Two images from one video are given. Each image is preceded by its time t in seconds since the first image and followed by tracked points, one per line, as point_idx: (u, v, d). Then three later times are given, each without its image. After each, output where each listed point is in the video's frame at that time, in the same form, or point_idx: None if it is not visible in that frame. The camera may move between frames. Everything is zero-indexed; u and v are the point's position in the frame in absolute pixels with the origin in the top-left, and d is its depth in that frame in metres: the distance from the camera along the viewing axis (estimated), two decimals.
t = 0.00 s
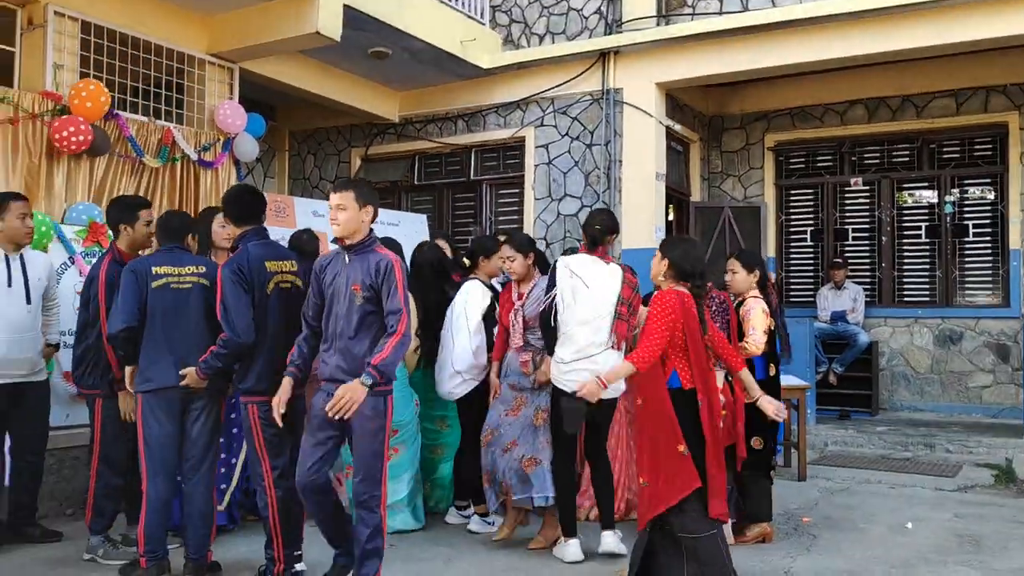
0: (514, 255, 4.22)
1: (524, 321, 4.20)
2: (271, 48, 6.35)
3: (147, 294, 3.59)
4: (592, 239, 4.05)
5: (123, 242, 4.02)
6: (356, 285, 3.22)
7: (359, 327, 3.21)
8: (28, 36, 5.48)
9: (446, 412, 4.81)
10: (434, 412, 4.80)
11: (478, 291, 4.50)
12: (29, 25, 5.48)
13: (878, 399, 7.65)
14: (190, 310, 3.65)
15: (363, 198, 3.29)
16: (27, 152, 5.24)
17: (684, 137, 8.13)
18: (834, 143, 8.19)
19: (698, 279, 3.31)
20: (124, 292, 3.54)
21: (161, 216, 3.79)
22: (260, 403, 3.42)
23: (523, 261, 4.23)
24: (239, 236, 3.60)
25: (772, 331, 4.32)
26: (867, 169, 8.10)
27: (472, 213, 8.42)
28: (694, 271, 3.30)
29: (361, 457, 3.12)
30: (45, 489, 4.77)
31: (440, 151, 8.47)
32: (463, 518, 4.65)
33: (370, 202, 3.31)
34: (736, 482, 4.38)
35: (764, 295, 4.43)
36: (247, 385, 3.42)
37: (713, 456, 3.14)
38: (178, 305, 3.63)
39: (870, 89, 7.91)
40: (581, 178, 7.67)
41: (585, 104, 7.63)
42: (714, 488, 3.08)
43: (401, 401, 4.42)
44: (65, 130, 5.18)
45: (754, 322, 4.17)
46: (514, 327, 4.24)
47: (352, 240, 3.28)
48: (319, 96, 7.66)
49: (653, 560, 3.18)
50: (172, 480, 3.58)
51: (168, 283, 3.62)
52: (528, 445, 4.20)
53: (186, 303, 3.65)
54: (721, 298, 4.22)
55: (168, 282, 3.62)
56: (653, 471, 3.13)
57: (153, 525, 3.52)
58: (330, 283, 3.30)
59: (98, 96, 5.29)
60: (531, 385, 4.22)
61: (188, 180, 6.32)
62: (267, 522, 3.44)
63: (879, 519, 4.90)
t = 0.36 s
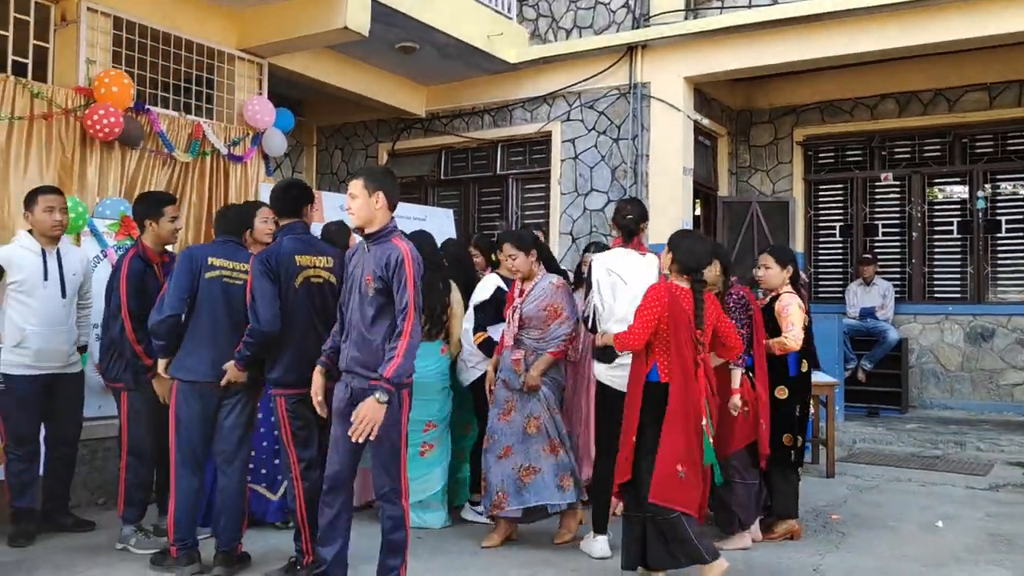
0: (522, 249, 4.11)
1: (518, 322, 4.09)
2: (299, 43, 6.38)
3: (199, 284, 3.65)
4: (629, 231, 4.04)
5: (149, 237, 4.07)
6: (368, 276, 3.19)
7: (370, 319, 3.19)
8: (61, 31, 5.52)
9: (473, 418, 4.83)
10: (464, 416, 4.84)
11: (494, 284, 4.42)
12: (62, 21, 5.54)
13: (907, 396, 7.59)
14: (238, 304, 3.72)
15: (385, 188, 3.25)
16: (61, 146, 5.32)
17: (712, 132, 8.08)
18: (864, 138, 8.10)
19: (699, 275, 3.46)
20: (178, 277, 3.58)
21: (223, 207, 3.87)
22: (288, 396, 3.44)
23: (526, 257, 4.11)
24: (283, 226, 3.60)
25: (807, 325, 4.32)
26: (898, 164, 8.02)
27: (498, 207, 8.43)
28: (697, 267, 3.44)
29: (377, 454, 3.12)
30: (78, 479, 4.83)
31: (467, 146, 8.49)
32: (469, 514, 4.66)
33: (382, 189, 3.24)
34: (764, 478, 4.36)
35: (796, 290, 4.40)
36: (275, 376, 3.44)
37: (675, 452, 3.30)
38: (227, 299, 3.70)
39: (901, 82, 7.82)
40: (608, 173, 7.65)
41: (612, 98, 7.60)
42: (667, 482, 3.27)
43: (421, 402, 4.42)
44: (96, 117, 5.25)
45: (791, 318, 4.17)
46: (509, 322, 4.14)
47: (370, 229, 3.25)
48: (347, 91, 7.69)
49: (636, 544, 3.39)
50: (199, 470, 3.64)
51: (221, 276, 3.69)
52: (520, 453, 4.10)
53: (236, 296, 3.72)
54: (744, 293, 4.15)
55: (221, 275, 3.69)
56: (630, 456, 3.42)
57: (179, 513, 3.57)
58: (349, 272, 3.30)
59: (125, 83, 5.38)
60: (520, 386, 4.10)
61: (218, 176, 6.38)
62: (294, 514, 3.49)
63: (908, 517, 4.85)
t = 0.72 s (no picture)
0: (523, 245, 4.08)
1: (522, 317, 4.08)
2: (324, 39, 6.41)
3: (225, 282, 3.67)
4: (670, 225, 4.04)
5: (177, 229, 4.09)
6: (364, 270, 3.16)
7: (369, 313, 3.14)
8: (90, 28, 5.57)
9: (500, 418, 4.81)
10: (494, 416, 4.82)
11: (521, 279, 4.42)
12: (91, 18, 5.57)
13: (934, 393, 7.52)
14: (263, 301, 3.70)
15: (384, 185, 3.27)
16: (90, 143, 5.38)
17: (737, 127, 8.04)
18: (891, 133, 8.03)
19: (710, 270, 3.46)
20: (202, 277, 3.62)
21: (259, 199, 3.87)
22: (315, 389, 3.46)
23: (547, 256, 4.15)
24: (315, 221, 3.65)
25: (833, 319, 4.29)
26: (926, 159, 7.93)
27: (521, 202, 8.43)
28: (706, 262, 3.45)
29: (373, 450, 3.01)
30: (107, 472, 4.89)
31: (490, 142, 8.49)
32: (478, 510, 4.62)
33: (375, 185, 3.22)
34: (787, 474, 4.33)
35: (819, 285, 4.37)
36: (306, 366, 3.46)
37: (672, 449, 3.35)
38: (250, 295, 3.68)
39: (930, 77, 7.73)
40: (631, 169, 7.62)
41: (636, 94, 7.58)
42: (663, 478, 3.34)
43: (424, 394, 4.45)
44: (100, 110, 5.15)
45: (817, 311, 4.14)
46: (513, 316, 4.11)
47: (363, 225, 3.22)
48: (371, 87, 7.71)
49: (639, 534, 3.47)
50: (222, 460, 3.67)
51: (244, 273, 3.68)
52: (513, 442, 4.05)
53: (260, 294, 3.69)
54: (763, 293, 4.08)
55: (244, 272, 3.69)
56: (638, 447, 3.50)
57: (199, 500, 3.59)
58: (347, 271, 3.27)
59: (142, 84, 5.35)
60: (529, 379, 4.05)
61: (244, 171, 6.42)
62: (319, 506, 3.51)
63: (935, 515, 4.82)
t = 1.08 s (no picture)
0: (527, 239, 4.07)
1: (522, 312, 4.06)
2: (340, 38, 6.44)
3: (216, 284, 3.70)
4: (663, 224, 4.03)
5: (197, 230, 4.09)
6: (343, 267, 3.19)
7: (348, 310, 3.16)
8: (108, 28, 5.61)
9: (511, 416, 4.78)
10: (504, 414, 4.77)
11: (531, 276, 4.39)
12: (109, 18, 5.61)
13: (950, 394, 7.48)
14: (251, 301, 3.63)
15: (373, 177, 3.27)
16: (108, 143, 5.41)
17: (752, 126, 8.02)
18: (909, 132, 7.98)
19: (704, 264, 3.43)
20: (197, 282, 3.75)
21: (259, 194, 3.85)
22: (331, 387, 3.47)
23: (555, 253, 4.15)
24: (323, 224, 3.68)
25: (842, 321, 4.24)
26: (943, 158, 7.88)
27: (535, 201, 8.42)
28: (702, 256, 3.42)
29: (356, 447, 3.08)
30: (124, 469, 4.92)
31: (505, 141, 8.49)
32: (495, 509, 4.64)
33: (358, 181, 3.22)
34: (803, 473, 4.31)
35: (830, 283, 4.34)
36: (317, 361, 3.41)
37: (676, 451, 3.35)
38: (238, 296, 3.63)
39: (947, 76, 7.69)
40: (646, 168, 7.61)
41: (652, 92, 7.57)
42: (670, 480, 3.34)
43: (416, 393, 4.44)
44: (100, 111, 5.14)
45: (829, 309, 4.12)
46: (515, 311, 4.09)
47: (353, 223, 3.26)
48: (386, 86, 7.73)
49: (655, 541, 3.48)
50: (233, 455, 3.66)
51: (231, 273, 3.64)
52: (527, 432, 4.03)
53: (247, 295, 3.62)
54: (773, 295, 4.08)
55: (230, 273, 3.65)
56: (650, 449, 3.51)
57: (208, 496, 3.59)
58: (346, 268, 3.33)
59: (143, 90, 5.28)
60: (531, 371, 4.03)
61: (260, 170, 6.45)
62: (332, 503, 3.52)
63: (952, 516, 4.79)
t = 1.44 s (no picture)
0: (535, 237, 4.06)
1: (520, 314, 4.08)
2: (352, 40, 6.45)
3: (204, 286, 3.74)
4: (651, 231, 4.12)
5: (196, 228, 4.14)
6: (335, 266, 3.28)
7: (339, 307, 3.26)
8: (122, 30, 5.64)
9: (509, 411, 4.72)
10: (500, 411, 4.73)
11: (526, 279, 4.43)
12: (123, 20, 5.64)
13: (962, 396, 7.45)
14: (231, 296, 3.62)
15: (368, 180, 3.23)
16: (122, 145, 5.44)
17: (763, 128, 8.00)
18: (921, 134, 7.95)
19: (712, 266, 3.40)
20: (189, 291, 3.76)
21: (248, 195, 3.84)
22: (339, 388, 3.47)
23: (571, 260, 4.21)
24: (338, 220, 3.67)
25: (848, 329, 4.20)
26: (956, 160, 7.85)
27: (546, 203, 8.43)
28: (710, 257, 3.40)
29: (344, 446, 3.08)
30: (137, 468, 4.95)
31: (516, 142, 8.50)
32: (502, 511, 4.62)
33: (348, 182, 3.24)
34: (814, 475, 4.30)
35: (841, 287, 4.34)
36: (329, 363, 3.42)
37: (675, 451, 3.39)
38: (217, 294, 3.64)
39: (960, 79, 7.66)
40: (657, 169, 7.60)
41: (663, 94, 7.56)
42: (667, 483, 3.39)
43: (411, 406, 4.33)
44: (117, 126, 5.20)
45: (841, 315, 4.11)
46: (518, 310, 4.10)
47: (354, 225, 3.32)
48: (397, 88, 7.74)
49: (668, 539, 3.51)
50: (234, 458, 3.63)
51: (212, 274, 3.67)
52: (529, 438, 4.01)
53: (224, 292, 3.63)
54: (773, 299, 4.11)
55: (212, 274, 3.67)
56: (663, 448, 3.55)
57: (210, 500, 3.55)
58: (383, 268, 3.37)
59: (146, 95, 5.28)
60: (530, 372, 4.05)
61: (272, 171, 6.48)
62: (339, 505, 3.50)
63: (963, 520, 4.77)
